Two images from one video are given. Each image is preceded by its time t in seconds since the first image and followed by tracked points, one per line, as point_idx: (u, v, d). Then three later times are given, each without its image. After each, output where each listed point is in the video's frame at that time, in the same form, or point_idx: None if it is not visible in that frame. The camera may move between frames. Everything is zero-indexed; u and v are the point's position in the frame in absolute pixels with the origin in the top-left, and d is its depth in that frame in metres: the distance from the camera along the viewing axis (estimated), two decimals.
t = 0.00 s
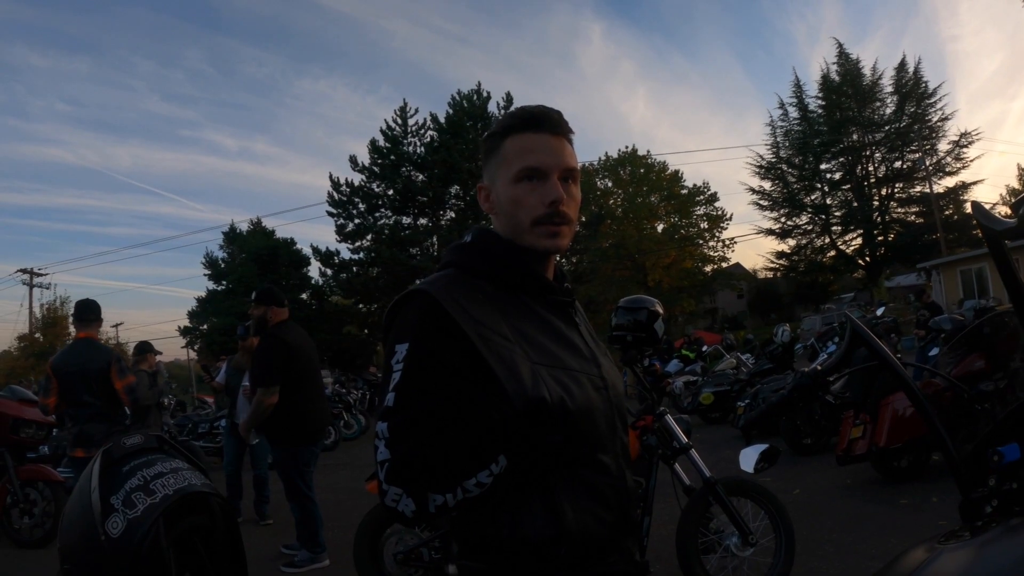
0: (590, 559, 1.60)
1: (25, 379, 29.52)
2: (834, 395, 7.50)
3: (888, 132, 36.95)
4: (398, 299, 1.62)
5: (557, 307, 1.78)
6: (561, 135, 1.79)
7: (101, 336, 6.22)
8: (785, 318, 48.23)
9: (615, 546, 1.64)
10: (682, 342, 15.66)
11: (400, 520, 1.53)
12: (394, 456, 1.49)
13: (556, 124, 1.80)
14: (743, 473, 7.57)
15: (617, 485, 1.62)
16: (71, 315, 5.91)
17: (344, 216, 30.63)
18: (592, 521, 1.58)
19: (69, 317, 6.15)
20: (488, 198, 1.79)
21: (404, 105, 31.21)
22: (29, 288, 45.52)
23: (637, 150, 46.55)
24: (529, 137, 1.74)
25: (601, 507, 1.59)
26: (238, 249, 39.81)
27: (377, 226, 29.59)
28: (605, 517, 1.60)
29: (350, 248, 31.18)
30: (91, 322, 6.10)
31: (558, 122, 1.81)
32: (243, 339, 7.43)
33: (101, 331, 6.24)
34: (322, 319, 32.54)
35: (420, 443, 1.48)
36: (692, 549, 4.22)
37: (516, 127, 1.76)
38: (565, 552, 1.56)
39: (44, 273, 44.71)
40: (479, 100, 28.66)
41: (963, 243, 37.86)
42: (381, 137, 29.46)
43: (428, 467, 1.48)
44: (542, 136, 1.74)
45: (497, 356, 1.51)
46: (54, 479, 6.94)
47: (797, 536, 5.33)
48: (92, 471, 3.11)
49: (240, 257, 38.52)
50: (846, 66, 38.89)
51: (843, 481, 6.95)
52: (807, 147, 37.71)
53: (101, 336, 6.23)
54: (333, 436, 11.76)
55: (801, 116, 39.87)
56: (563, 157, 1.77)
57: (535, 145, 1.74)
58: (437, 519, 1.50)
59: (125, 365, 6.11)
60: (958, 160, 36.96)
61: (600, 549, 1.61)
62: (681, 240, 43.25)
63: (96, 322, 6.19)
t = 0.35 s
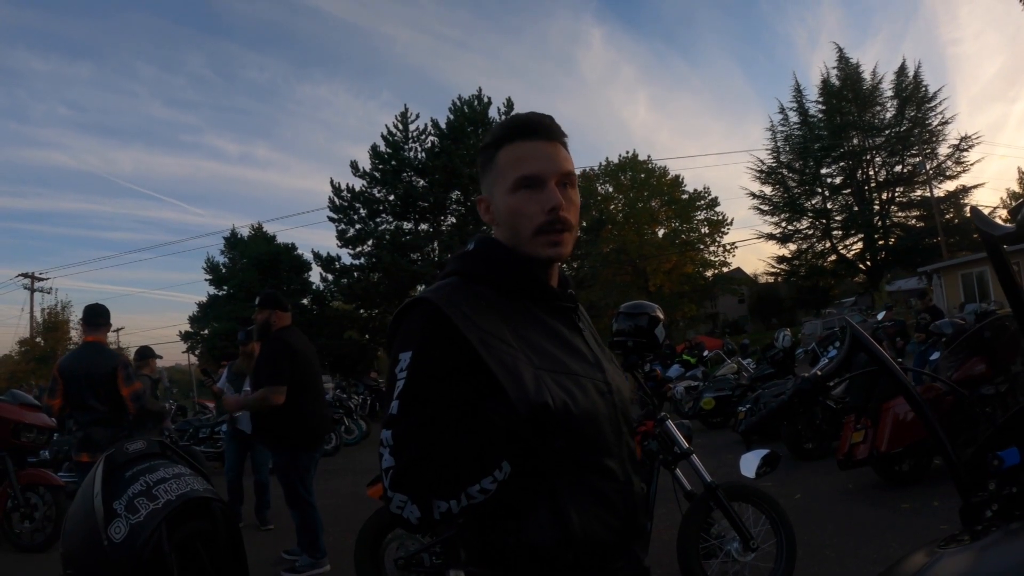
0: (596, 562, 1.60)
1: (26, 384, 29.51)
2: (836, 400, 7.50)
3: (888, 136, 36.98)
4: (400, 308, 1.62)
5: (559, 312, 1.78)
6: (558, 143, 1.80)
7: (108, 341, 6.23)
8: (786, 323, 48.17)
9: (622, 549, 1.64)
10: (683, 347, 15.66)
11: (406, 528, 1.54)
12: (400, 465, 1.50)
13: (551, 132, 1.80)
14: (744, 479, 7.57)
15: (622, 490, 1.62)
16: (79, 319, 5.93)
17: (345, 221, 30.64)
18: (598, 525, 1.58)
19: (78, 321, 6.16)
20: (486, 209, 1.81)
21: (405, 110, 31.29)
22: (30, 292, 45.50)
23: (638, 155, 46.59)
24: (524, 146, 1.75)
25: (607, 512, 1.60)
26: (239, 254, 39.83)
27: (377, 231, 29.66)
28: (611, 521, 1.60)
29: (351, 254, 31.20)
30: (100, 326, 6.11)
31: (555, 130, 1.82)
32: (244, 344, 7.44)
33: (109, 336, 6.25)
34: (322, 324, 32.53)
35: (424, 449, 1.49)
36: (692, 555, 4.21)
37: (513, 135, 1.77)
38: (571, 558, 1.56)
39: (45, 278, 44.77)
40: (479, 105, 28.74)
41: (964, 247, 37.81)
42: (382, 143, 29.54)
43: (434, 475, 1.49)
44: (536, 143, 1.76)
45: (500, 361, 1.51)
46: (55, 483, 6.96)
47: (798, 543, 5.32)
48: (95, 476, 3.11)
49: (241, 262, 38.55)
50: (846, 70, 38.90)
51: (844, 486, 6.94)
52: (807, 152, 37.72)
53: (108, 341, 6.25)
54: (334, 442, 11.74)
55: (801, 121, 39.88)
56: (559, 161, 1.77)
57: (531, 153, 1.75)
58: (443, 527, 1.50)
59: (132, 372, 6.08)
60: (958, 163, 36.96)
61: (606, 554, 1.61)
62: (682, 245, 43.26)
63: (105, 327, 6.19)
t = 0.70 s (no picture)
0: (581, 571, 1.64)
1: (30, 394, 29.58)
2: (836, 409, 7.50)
3: (890, 143, 36.94)
4: (390, 330, 1.67)
5: (544, 329, 1.82)
6: (528, 164, 1.85)
7: (115, 353, 6.30)
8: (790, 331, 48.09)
9: (608, 555, 1.67)
10: (685, 356, 15.69)
11: (396, 537, 1.60)
12: (387, 479, 1.56)
13: (523, 154, 1.85)
14: (745, 488, 7.58)
15: (607, 498, 1.65)
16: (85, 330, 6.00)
17: (348, 231, 30.84)
18: (581, 536, 1.61)
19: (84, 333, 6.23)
20: (466, 232, 1.86)
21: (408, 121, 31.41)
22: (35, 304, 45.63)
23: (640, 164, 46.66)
24: (498, 170, 1.81)
25: (591, 521, 1.63)
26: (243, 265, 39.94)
27: (381, 241, 29.82)
28: (595, 531, 1.65)
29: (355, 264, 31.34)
30: (106, 337, 6.17)
31: (526, 153, 1.87)
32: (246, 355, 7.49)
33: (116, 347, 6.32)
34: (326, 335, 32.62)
35: (408, 464, 1.54)
36: (691, 564, 4.26)
37: (485, 160, 1.83)
38: (557, 564, 1.60)
39: (49, 289, 44.98)
40: (482, 116, 28.93)
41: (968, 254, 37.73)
42: (386, 154, 29.70)
43: (416, 488, 1.54)
44: (507, 166, 1.81)
45: (480, 381, 1.55)
46: (59, 493, 7.00)
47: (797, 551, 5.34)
48: (102, 485, 3.16)
49: (244, 273, 38.65)
50: (847, 78, 38.91)
51: (845, 494, 6.95)
52: (810, 159, 37.74)
53: (115, 352, 6.32)
54: (337, 452, 11.77)
55: (803, 128, 39.90)
56: (531, 181, 1.82)
57: (505, 177, 1.81)
58: (431, 535, 1.56)
59: (139, 385, 6.08)
60: (960, 169, 36.92)
61: (593, 561, 1.64)
62: (685, 254, 43.31)
63: (112, 338, 6.26)
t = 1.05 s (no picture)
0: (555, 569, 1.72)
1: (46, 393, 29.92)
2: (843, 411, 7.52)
3: (904, 143, 36.40)
4: (386, 332, 1.76)
5: (533, 340, 1.90)
6: (529, 182, 1.94)
7: (128, 354, 6.40)
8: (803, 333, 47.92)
9: (578, 557, 1.74)
10: (696, 358, 15.72)
11: (380, 525, 1.69)
12: (376, 472, 1.66)
13: (524, 173, 1.95)
14: (751, 490, 7.62)
15: (580, 502, 1.72)
16: (99, 330, 6.11)
17: (361, 233, 31.13)
18: (554, 538, 1.69)
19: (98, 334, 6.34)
20: (466, 242, 1.95)
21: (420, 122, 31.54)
22: (51, 303, 46.11)
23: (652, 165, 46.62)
24: (500, 186, 1.90)
25: (565, 524, 1.70)
26: (257, 265, 40.21)
27: (393, 242, 30.01)
28: (570, 533, 1.72)
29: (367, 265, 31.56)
30: (119, 339, 6.27)
31: (527, 172, 1.96)
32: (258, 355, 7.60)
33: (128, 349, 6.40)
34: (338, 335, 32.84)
35: (398, 460, 1.64)
36: (689, 564, 4.33)
37: (489, 175, 1.91)
38: (528, 562, 1.68)
39: (64, 289, 45.44)
40: (493, 118, 29.07)
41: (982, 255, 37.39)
42: (398, 156, 29.87)
43: (404, 481, 1.64)
44: (508, 184, 1.90)
45: (468, 387, 1.64)
46: (74, 490, 7.15)
47: (797, 553, 5.39)
48: (118, 479, 3.27)
49: (258, 273, 38.91)
50: (860, 77, 38.60)
51: (850, 497, 6.98)
52: (823, 160, 37.61)
53: (128, 353, 6.41)
54: (348, 452, 11.89)
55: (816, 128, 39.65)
56: (531, 199, 1.91)
57: (505, 193, 1.90)
58: (415, 526, 1.65)
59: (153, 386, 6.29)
60: (974, 169, 36.57)
61: (562, 562, 1.71)
62: (698, 255, 43.30)
63: (124, 340, 6.35)
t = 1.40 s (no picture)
0: (550, 563, 1.79)
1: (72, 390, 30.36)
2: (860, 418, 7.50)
3: (927, 146, 36.05)
4: (397, 333, 1.84)
5: (537, 345, 1.97)
6: (539, 194, 2.02)
7: (151, 352, 6.54)
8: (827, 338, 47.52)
9: (571, 556, 1.82)
10: (717, 362, 15.72)
11: (385, 515, 1.77)
12: (384, 463, 1.74)
13: (533, 185, 2.03)
14: (767, 495, 7.65)
15: (577, 501, 1.81)
16: (125, 328, 6.27)
17: (382, 235, 31.33)
18: (551, 533, 1.77)
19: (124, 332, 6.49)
20: (476, 249, 2.02)
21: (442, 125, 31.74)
22: (78, 302, 46.72)
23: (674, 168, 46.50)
24: (510, 198, 1.97)
25: (562, 521, 1.78)
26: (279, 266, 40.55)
27: (415, 244, 30.18)
28: (566, 530, 1.80)
29: (389, 267, 31.74)
30: (142, 338, 6.42)
31: (538, 185, 2.04)
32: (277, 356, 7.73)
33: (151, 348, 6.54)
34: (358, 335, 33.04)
35: (405, 453, 1.72)
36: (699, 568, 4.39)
37: (500, 187, 1.99)
38: (524, 557, 1.76)
39: (88, 287, 46.03)
40: (515, 120, 29.24)
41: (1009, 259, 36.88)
42: (420, 158, 30.09)
43: (409, 474, 1.72)
44: (518, 196, 1.97)
45: (475, 386, 1.73)
46: (96, 484, 7.35)
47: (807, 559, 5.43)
48: (142, 470, 3.37)
49: (280, 273, 39.24)
50: (883, 79, 38.32)
51: (865, 504, 7.00)
52: (846, 162, 37.03)
53: (151, 352, 6.54)
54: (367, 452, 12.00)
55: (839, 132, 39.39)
56: (538, 211, 1.98)
57: (515, 204, 1.97)
58: (417, 517, 1.73)
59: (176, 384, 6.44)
60: (1000, 173, 36.20)
61: (556, 557, 1.80)
62: (721, 259, 43.24)
63: (148, 338, 6.50)
